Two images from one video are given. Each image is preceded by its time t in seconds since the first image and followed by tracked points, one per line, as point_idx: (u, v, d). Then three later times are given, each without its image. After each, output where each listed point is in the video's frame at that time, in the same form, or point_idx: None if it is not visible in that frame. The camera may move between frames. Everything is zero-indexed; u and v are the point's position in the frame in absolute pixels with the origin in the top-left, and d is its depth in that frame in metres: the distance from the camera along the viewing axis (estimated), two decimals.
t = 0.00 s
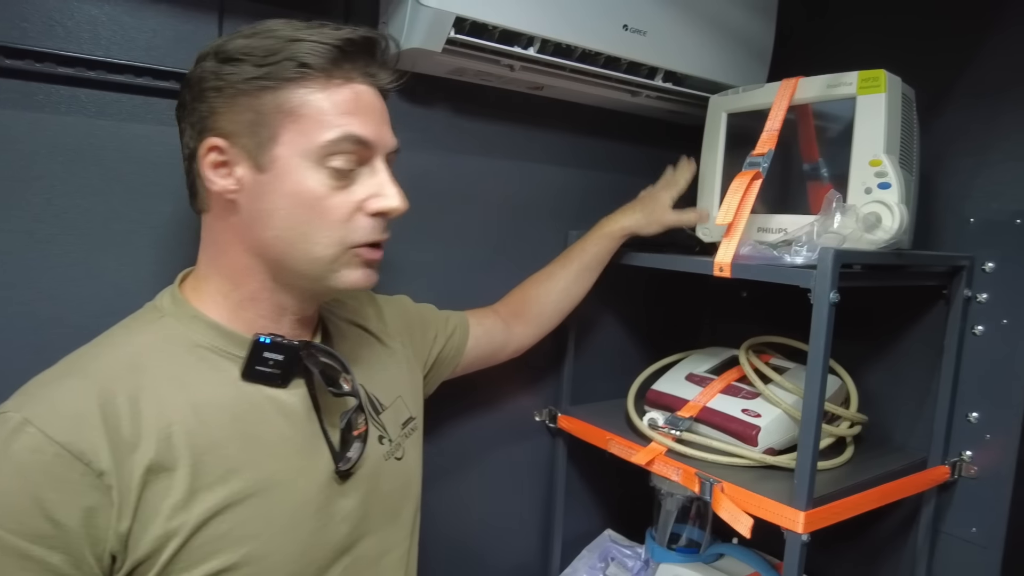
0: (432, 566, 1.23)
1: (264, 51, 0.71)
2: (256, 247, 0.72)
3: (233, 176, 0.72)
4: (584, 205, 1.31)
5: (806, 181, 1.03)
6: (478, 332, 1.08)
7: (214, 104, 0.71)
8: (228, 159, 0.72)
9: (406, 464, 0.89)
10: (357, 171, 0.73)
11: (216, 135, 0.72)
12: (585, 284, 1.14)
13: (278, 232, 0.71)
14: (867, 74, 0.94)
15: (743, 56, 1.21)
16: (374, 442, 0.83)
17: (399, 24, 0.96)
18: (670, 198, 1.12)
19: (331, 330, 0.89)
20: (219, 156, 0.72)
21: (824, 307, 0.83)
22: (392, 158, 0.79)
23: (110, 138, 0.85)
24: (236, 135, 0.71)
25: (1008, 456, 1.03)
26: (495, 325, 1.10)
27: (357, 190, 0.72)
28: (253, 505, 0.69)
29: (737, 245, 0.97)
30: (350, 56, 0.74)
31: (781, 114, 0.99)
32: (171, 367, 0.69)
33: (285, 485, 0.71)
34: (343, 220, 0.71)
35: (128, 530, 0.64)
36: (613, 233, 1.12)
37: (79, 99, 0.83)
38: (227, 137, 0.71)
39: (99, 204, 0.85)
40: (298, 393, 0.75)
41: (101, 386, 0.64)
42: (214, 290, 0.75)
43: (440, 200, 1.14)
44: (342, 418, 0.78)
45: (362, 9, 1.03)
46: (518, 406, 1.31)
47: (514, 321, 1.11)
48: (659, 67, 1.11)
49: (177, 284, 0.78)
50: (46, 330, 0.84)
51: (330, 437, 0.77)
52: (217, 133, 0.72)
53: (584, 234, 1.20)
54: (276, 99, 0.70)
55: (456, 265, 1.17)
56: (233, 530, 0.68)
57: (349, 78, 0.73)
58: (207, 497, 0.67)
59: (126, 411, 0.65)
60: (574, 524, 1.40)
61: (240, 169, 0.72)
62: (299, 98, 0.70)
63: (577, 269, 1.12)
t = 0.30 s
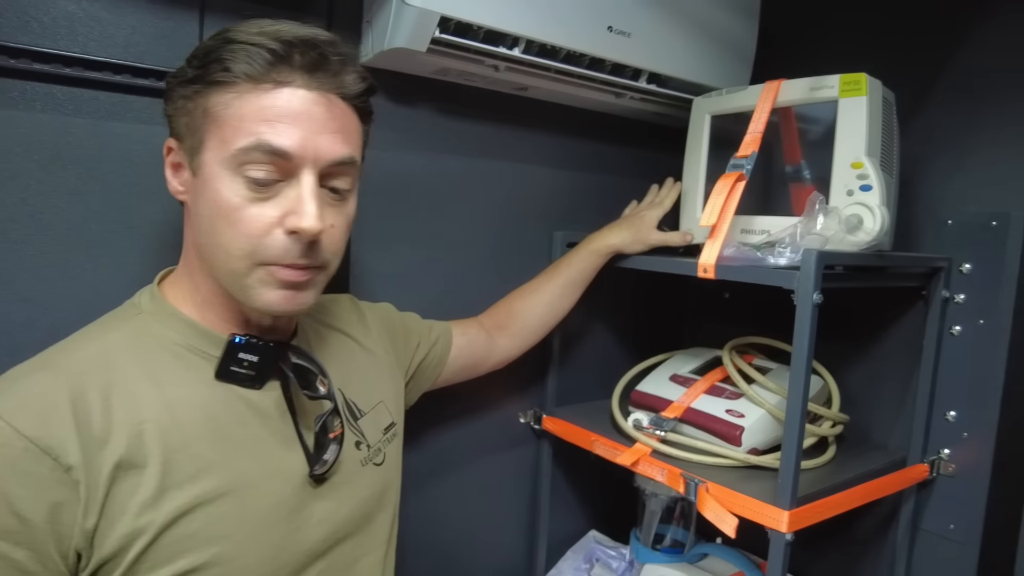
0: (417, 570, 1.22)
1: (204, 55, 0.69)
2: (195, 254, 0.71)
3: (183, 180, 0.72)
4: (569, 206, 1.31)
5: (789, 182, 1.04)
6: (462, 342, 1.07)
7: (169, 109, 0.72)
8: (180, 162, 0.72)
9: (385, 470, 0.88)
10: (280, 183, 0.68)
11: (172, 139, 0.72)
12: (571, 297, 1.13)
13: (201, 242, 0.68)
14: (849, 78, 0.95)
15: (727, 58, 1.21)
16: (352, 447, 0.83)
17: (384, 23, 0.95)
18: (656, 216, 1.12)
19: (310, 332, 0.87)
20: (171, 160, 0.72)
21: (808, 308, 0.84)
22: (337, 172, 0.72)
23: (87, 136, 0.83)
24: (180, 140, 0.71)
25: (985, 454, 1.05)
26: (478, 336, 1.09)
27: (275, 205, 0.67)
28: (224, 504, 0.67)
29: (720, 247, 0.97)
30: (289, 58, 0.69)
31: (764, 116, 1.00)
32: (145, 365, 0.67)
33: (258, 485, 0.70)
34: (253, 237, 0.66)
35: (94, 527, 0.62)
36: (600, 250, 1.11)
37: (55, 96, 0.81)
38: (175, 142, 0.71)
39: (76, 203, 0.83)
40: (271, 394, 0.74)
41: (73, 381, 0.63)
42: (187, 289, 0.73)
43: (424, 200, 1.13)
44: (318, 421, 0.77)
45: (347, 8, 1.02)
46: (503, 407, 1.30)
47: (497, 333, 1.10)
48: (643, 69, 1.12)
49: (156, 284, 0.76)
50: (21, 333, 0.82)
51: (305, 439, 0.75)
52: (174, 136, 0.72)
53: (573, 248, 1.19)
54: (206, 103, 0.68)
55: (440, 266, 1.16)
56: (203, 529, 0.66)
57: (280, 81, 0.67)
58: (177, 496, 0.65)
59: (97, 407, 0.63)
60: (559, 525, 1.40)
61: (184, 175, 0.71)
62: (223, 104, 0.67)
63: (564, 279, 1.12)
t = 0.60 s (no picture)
0: (406, 567, 1.22)
1: (175, 51, 0.69)
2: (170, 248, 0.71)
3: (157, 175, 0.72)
4: (558, 205, 1.32)
5: (774, 182, 1.05)
6: (448, 344, 1.07)
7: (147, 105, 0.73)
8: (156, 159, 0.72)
9: (367, 470, 0.86)
10: (246, 178, 0.67)
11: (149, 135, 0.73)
12: (559, 298, 1.14)
13: (171, 236, 0.68)
14: (832, 79, 0.97)
15: (714, 60, 1.23)
16: (332, 446, 0.82)
17: (374, 22, 0.96)
18: (643, 220, 1.13)
19: (294, 331, 0.87)
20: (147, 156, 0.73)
21: (793, 305, 0.86)
22: (306, 168, 0.71)
23: (77, 133, 0.83)
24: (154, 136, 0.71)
25: (964, 448, 1.07)
26: (466, 339, 1.09)
27: (239, 200, 0.66)
28: (199, 499, 0.67)
29: (707, 245, 0.98)
30: (257, 54, 0.68)
31: (750, 117, 1.02)
32: (124, 360, 0.68)
33: (235, 482, 0.69)
34: (217, 232, 0.66)
35: (66, 520, 0.61)
36: (588, 253, 1.11)
37: (44, 93, 0.81)
38: (150, 138, 0.72)
39: (65, 200, 0.83)
40: (251, 391, 0.74)
41: (49, 373, 0.63)
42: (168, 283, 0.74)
43: (414, 199, 1.13)
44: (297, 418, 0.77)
45: (337, 7, 1.02)
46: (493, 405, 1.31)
47: (485, 333, 1.11)
48: (631, 69, 1.13)
49: (139, 278, 0.76)
50: (8, 331, 0.81)
51: (285, 436, 0.75)
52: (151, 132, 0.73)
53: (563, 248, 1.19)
54: (176, 98, 0.67)
55: (430, 264, 1.17)
56: (176, 524, 0.66)
57: (247, 76, 0.67)
58: (151, 490, 0.65)
59: (73, 399, 0.63)
60: (548, 522, 1.41)
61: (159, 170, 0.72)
62: (190, 99, 0.67)
63: (552, 280, 1.12)
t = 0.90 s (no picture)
0: (403, 561, 1.24)
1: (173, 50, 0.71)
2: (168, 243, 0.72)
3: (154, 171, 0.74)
4: (552, 204, 1.34)
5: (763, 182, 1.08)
6: (444, 340, 1.09)
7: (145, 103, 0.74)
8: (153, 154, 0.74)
9: (361, 462, 0.88)
10: (242, 173, 0.69)
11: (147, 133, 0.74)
12: (553, 295, 1.16)
13: (169, 229, 0.69)
14: (820, 82, 0.99)
15: (705, 63, 1.26)
16: (327, 437, 0.83)
17: (374, 24, 0.97)
18: (635, 219, 1.15)
19: (289, 325, 0.88)
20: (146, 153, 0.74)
21: (782, 301, 0.88)
22: (300, 164, 0.73)
23: (82, 132, 0.84)
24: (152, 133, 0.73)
25: (947, 441, 1.11)
26: (461, 333, 1.11)
27: (235, 194, 0.68)
28: (193, 487, 0.68)
29: (698, 243, 1.01)
30: (253, 52, 0.70)
31: (740, 118, 1.05)
32: (119, 351, 0.68)
33: (229, 471, 0.70)
34: (213, 225, 0.67)
35: (61, 505, 0.61)
36: (581, 251, 1.14)
37: (50, 92, 0.82)
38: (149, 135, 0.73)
39: (69, 197, 0.84)
40: (245, 383, 0.75)
41: (44, 362, 0.63)
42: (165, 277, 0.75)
43: (411, 197, 1.15)
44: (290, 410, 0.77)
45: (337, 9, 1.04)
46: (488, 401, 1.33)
47: (481, 328, 1.13)
48: (624, 72, 1.15)
49: (138, 273, 0.77)
50: (13, 326, 0.82)
51: (278, 428, 0.76)
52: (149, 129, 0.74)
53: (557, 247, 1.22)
54: (173, 95, 0.69)
55: (426, 262, 1.19)
56: (170, 511, 0.66)
57: (243, 74, 0.69)
58: (146, 477, 0.65)
59: (68, 388, 0.64)
60: (542, 516, 1.43)
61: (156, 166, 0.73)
62: (188, 96, 0.68)
63: (547, 278, 1.14)
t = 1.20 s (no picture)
0: (405, 551, 1.27)
1: (229, 46, 0.73)
2: (235, 232, 0.74)
3: (207, 166, 0.74)
4: (552, 203, 1.37)
5: (757, 181, 1.12)
6: (445, 334, 1.12)
7: (184, 99, 0.73)
8: (202, 150, 0.74)
9: (366, 451, 0.90)
10: (326, 154, 0.78)
11: (186, 128, 0.73)
12: (553, 291, 1.19)
13: (257, 215, 0.73)
14: (811, 84, 1.03)
15: (700, 65, 1.29)
16: (334, 427, 0.85)
17: (379, 27, 1.01)
18: (634, 217, 1.18)
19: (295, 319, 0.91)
20: (191, 149, 0.73)
21: (774, 296, 0.92)
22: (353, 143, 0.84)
23: (97, 131, 0.87)
24: (206, 129, 0.73)
25: (935, 433, 1.14)
26: (463, 327, 1.14)
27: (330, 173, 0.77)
28: (208, 475, 0.70)
29: (693, 240, 1.04)
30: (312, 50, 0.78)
31: (734, 119, 1.08)
32: (134, 344, 0.70)
33: (240, 460, 0.73)
34: (318, 201, 0.76)
35: (85, 492, 0.64)
36: (581, 248, 1.17)
37: (67, 93, 0.85)
38: (197, 130, 0.73)
39: (84, 195, 0.87)
40: (257, 374, 0.77)
41: (66, 357, 0.66)
42: (181, 273, 0.77)
43: (414, 196, 1.18)
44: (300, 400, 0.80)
45: (342, 12, 1.07)
46: (489, 396, 1.36)
47: (482, 322, 1.15)
48: (622, 74, 1.19)
49: (148, 271, 0.79)
50: (31, 320, 0.85)
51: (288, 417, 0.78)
52: (190, 125, 0.74)
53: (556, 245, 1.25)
54: (246, 89, 0.73)
55: (429, 258, 1.22)
56: (187, 498, 0.69)
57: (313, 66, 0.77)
58: (163, 466, 0.68)
59: (88, 382, 0.66)
60: (542, 508, 1.46)
61: (212, 160, 0.73)
62: (267, 88, 0.74)
63: (547, 274, 1.18)
